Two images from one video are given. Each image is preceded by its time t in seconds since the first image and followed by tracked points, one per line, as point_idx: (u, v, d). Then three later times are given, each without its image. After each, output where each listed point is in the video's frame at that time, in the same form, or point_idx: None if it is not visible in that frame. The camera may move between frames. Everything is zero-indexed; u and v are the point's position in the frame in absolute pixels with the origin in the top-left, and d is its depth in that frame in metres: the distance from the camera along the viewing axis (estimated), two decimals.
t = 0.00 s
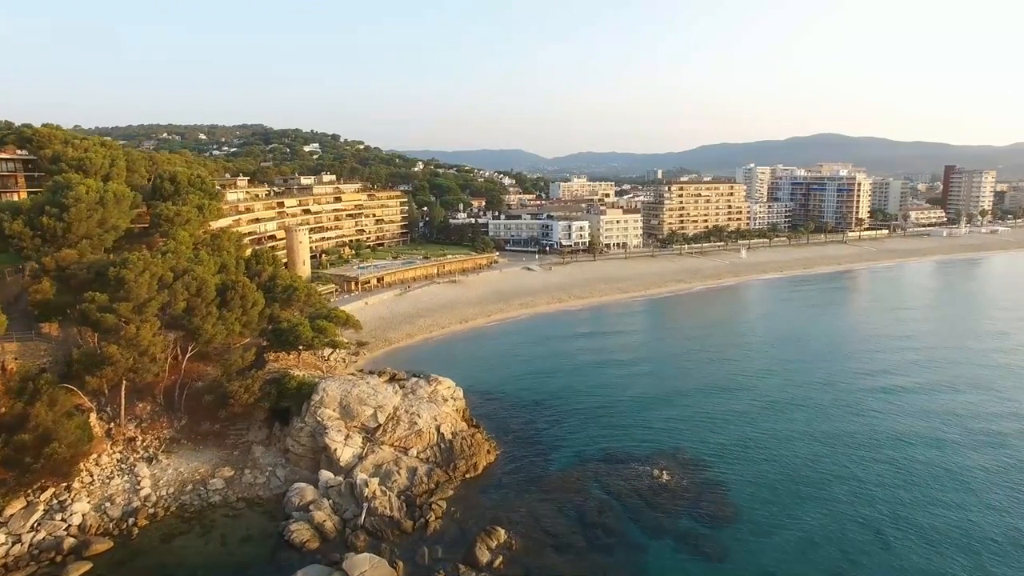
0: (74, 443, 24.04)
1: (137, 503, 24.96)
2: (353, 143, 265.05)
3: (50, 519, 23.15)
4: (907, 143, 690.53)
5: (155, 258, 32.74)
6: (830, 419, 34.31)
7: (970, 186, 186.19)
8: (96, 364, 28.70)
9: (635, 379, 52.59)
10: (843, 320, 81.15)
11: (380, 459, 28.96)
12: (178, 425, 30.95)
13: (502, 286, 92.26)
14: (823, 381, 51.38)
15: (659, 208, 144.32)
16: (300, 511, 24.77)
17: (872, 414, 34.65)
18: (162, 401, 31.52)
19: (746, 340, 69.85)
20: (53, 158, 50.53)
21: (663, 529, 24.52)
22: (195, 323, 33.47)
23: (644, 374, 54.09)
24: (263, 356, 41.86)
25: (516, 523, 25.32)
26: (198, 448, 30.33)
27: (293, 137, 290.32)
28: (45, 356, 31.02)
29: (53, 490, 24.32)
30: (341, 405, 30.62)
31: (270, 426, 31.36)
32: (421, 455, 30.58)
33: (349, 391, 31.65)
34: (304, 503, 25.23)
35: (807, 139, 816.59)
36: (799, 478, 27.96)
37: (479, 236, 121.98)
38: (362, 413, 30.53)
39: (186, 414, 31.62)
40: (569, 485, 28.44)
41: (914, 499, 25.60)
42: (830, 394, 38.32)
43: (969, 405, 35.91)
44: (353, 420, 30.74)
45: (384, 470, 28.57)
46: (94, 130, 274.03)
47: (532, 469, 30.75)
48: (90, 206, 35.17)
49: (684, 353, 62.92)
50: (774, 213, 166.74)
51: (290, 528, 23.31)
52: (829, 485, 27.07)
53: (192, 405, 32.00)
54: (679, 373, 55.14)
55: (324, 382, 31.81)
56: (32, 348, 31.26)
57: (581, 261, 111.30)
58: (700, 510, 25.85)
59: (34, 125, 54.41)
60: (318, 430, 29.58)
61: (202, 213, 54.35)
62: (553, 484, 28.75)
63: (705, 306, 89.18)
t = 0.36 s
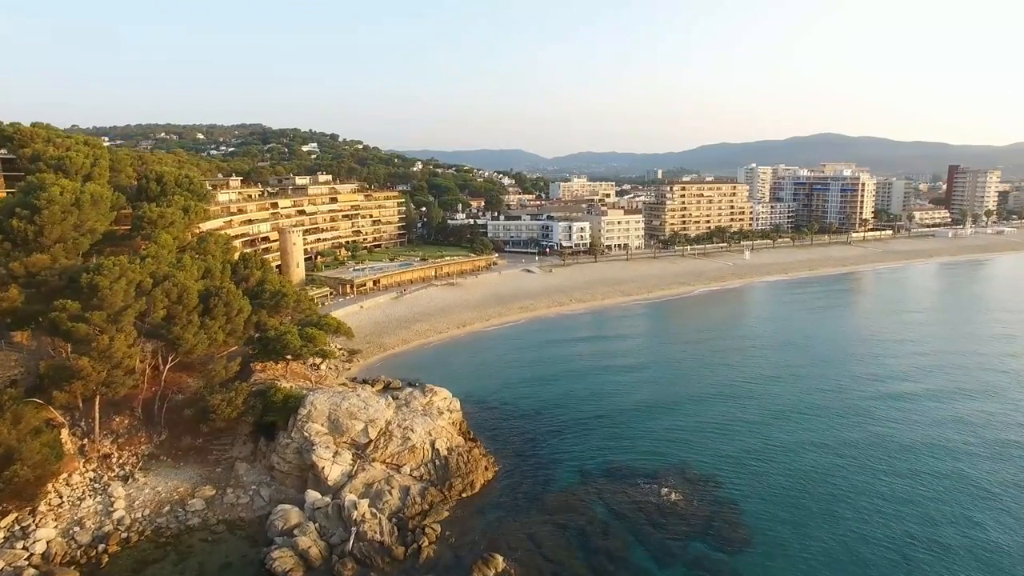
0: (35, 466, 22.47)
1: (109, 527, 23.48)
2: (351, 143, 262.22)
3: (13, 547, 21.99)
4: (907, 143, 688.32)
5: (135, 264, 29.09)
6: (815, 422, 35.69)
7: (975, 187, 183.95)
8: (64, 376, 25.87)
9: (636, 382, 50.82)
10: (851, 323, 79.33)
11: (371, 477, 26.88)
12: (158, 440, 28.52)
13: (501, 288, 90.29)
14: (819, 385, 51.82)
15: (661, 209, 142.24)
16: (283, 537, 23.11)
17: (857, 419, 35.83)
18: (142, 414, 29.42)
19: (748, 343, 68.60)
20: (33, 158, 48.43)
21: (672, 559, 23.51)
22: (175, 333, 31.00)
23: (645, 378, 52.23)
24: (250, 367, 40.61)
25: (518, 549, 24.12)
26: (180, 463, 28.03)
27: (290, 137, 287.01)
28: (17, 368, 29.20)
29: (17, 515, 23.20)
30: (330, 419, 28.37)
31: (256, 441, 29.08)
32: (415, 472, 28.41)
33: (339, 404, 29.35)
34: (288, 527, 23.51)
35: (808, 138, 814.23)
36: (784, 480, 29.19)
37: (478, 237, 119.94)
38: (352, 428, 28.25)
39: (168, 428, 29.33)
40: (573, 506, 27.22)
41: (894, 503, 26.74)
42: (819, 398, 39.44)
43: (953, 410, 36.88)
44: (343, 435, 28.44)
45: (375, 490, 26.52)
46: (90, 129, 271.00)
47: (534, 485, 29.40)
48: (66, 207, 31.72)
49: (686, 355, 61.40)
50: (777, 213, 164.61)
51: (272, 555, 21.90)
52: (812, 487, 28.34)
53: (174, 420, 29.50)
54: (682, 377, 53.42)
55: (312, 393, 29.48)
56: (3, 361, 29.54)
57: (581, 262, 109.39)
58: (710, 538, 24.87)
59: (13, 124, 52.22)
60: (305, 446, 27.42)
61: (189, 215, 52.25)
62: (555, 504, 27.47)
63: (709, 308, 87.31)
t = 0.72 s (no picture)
0: None
1: (75, 555, 21.07)
2: (350, 142, 260.08)
3: None
4: (908, 143, 685.85)
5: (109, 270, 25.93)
6: (825, 429, 34.15)
7: (979, 187, 181.65)
8: (26, 394, 23.01)
9: (639, 388, 48.59)
10: (860, 326, 77.14)
11: (361, 498, 24.52)
12: (134, 457, 26.20)
13: (500, 291, 88.03)
14: (827, 390, 49.93)
15: (663, 210, 140.03)
16: (263, 566, 20.80)
17: (867, 425, 34.38)
18: (118, 430, 27.14)
19: (753, 347, 66.59)
20: (10, 156, 46.26)
21: None
22: (150, 343, 28.55)
23: (648, 384, 50.02)
24: (234, 378, 38.70)
25: None
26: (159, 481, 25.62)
27: (289, 136, 284.70)
28: None
29: None
30: (317, 436, 26.05)
31: (239, 458, 26.72)
32: (407, 492, 26.06)
33: (327, 418, 27.03)
34: (269, 554, 21.18)
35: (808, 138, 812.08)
36: (796, 492, 27.60)
37: (476, 238, 117.71)
38: (340, 445, 25.97)
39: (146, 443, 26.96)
40: (575, 530, 25.06)
41: (913, 518, 25.21)
42: (826, 403, 37.94)
43: (964, 416, 35.57)
44: (331, 452, 26.14)
45: (364, 512, 24.18)
46: (88, 129, 269.02)
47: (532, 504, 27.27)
48: (36, 209, 28.76)
49: (690, 360, 59.23)
50: (780, 214, 162.40)
51: None
52: (826, 500, 26.76)
53: (152, 434, 27.18)
54: (687, 384, 51.21)
55: (298, 407, 27.19)
56: None
57: (582, 264, 107.22)
58: (724, 567, 22.67)
59: None
60: (290, 464, 25.07)
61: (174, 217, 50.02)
62: (556, 527, 25.33)
63: (713, 311, 85.17)
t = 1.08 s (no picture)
0: None
1: None
2: (349, 142, 258.01)
3: None
4: (909, 143, 684.10)
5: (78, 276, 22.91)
6: (839, 438, 32.49)
7: (983, 187, 179.37)
8: None
9: (643, 395, 46.46)
10: (868, 330, 74.97)
11: (348, 523, 22.17)
12: (107, 476, 23.78)
13: (499, 294, 85.82)
14: (836, 396, 48.15)
15: (664, 210, 137.96)
16: None
17: (883, 434, 32.80)
18: (91, 449, 24.82)
19: (758, 352, 64.72)
20: None
21: None
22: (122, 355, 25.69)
23: (653, 392, 47.83)
24: (216, 391, 36.51)
25: None
26: (133, 502, 23.21)
27: (288, 136, 282.72)
28: None
29: None
30: (302, 454, 23.82)
31: (221, 477, 24.39)
32: (399, 515, 23.65)
33: (313, 435, 24.73)
34: None
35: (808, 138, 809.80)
36: (814, 508, 25.91)
37: (474, 240, 115.49)
38: (327, 464, 23.68)
39: (119, 462, 24.56)
40: (577, 556, 22.95)
41: (935, 536, 23.64)
42: (838, 410, 36.33)
43: (982, 425, 34.12)
44: (316, 473, 23.81)
45: (352, 539, 21.84)
46: (84, 129, 266.79)
47: (532, 525, 25.10)
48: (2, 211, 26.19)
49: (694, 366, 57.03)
50: (782, 214, 160.33)
51: None
52: (847, 516, 25.08)
53: (126, 451, 24.76)
54: (690, 390, 48.87)
55: (282, 424, 24.91)
56: None
57: (583, 266, 105.11)
58: None
59: None
60: (273, 486, 22.75)
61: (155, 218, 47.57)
62: (557, 554, 23.16)
63: (716, 315, 83.05)
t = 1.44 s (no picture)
0: None
1: None
2: (347, 142, 255.78)
3: None
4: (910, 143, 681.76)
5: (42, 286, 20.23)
6: (850, 451, 32.54)
7: (988, 187, 177.11)
8: None
9: (648, 399, 44.58)
10: (877, 335, 72.90)
11: (333, 552, 19.99)
12: (76, 499, 21.67)
13: (498, 297, 83.67)
14: (848, 394, 44.91)
15: (666, 211, 135.88)
16: None
17: (894, 448, 33.03)
18: (58, 470, 22.56)
19: (762, 356, 63.54)
20: None
21: None
22: (89, 369, 22.99)
23: (658, 394, 45.85)
24: (195, 405, 34.39)
25: None
26: (102, 528, 20.99)
27: (285, 135, 280.34)
28: None
29: None
30: (286, 476, 21.78)
31: (200, 499, 22.31)
32: (390, 542, 21.39)
33: (297, 454, 22.64)
34: None
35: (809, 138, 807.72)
36: (834, 526, 25.67)
37: (473, 241, 113.32)
38: (313, 486, 21.63)
39: (88, 484, 22.32)
40: None
41: (952, 555, 23.75)
42: (845, 424, 36.68)
43: (980, 438, 34.90)
44: (301, 496, 21.72)
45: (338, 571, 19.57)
46: (81, 128, 264.32)
47: (533, 556, 23.41)
48: None
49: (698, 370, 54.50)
50: (785, 215, 158.26)
51: None
52: (868, 535, 24.87)
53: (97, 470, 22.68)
54: (694, 392, 46.14)
55: (264, 442, 22.84)
56: None
57: (584, 268, 103.02)
58: None
59: None
60: (252, 511, 20.68)
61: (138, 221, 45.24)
62: None
63: (721, 318, 80.92)
